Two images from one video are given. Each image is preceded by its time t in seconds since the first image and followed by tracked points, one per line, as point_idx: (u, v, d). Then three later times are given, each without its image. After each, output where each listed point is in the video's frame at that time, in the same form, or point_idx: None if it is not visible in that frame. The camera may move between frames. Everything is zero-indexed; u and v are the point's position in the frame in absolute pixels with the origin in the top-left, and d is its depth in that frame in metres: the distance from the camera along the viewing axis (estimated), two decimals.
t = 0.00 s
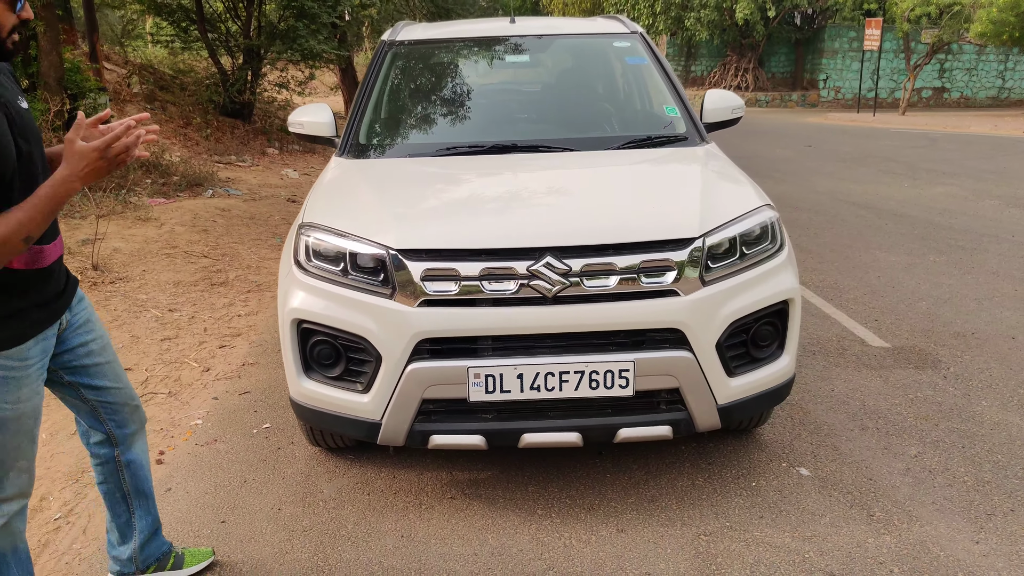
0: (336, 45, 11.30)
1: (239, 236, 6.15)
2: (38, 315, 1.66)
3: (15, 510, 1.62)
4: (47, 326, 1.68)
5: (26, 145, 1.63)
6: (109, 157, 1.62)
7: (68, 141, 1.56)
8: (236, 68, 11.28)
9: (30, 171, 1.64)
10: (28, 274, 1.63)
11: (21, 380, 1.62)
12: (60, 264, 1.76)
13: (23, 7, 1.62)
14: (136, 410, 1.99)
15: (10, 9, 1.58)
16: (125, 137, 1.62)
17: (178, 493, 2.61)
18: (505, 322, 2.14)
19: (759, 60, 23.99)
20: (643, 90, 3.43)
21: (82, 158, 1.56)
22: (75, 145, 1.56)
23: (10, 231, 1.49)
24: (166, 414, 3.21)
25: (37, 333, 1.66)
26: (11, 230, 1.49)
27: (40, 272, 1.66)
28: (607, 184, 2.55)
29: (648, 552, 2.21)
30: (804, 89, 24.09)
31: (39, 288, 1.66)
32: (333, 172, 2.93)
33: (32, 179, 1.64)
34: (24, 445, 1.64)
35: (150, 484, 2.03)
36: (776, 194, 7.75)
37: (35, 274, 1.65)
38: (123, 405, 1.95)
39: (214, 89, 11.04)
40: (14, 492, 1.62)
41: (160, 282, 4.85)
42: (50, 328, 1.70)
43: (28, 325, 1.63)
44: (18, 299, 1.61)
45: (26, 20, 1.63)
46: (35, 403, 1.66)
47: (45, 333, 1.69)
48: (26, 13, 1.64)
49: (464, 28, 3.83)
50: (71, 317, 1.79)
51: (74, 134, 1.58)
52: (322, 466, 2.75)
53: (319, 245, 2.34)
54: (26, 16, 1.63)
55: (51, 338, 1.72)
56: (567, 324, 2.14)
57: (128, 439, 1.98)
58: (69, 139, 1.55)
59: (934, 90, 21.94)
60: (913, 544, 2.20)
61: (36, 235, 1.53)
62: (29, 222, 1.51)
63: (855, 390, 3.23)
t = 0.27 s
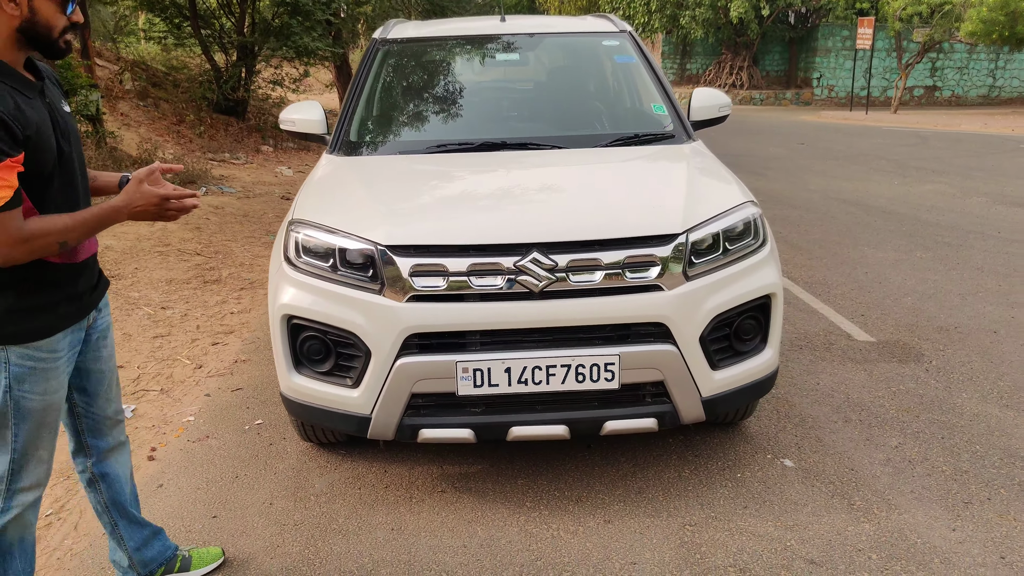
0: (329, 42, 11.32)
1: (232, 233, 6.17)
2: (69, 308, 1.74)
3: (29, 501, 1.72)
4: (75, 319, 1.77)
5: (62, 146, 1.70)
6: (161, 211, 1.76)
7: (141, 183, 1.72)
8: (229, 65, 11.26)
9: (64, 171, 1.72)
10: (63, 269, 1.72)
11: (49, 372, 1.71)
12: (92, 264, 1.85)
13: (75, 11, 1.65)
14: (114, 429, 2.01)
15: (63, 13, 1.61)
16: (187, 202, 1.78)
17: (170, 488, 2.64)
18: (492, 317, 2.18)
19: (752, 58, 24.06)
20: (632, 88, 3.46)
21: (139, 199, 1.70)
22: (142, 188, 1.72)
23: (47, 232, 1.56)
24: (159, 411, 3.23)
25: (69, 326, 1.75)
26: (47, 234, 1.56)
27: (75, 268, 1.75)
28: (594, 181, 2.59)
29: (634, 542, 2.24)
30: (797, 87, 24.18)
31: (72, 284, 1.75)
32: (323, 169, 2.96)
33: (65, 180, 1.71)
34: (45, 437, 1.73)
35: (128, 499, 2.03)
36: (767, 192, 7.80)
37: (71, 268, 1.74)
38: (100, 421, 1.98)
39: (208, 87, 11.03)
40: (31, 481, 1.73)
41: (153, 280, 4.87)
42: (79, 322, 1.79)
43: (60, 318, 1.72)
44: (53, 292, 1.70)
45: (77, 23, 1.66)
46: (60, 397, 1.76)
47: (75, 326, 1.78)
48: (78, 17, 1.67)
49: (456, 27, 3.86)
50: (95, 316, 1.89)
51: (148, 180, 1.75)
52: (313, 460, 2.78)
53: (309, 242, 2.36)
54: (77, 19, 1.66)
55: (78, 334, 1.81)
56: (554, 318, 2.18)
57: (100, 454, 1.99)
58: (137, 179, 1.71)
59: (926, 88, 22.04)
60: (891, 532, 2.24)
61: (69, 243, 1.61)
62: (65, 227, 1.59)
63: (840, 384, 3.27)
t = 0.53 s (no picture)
0: (326, 53, 11.40)
1: (229, 244, 6.18)
2: (97, 307, 1.82)
3: (70, 508, 1.83)
4: (107, 317, 1.84)
5: (100, 150, 1.81)
6: (184, 218, 1.79)
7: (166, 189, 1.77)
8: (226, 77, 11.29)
9: (104, 174, 1.83)
10: (96, 267, 1.81)
11: (80, 369, 1.79)
12: (133, 267, 1.94)
13: (111, 21, 1.75)
14: (140, 433, 2.07)
15: (98, 23, 1.71)
16: (210, 211, 1.81)
17: (168, 499, 2.64)
18: (485, 323, 2.19)
19: (747, 61, 24.14)
20: (621, 94, 3.48)
21: (162, 203, 1.74)
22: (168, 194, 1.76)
23: (59, 224, 1.64)
24: (157, 422, 3.24)
25: (95, 325, 1.82)
26: (63, 226, 1.65)
27: (107, 267, 1.84)
28: (585, 186, 2.60)
29: (630, 546, 2.25)
30: (792, 88, 24.26)
31: (104, 284, 1.84)
32: (316, 179, 2.97)
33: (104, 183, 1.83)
34: (78, 438, 1.81)
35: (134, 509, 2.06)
36: (763, 193, 7.82)
37: (101, 266, 1.82)
38: (124, 426, 2.03)
39: (205, 99, 11.08)
40: (72, 485, 1.82)
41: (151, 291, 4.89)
42: (111, 321, 1.86)
43: (88, 315, 1.80)
44: (82, 289, 1.79)
45: (112, 33, 1.76)
46: (93, 397, 1.83)
47: (106, 325, 1.85)
48: (116, 27, 1.77)
49: (448, 36, 3.88)
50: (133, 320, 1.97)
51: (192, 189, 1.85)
52: (310, 469, 2.78)
53: (302, 251, 2.37)
54: (112, 29, 1.75)
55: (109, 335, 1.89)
56: (546, 323, 2.19)
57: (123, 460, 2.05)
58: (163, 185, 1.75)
59: (920, 87, 22.11)
60: (888, 533, 2.24)
61: (84, 239, 1.68)
62: (81, 222, 1.67)
63: (836, 384, 3.28)
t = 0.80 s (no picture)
0: (334, 66, 11.54)
1: (235, 254, 6.22)
2: (111, 309, 1.82)
3: (110, 502, 1.86)
4: (120, 322, 1.84)
5: (129, 161, 1.83)
6: (187, 240, 1.76)
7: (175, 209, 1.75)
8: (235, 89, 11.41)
9: (131, 185, 1.84)
10: (111, 272, 1.81)
11: (99, 365, 1.80)
12: (153, 277, 1.94)
13: (144, 35, 1.77)
14: (150, 443, 2.07)
15: (129, 38, 1.74)
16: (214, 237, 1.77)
17: (166, 510, 2.64)
18: (482, 336, 2.18)
19: (753, 72, 24.18)
20: (621, 107, 3.49)
21: (166, 222, 1.73)
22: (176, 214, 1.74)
23: (60, 228, 1.65)
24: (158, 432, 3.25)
25: (109, 326, 1.82)
26: (64, 230, 1.65)
27: (124, 273, 1.84)
28: (583, 199, 2.60)
29: (628, 561, 2.23)
30: (798, 99, 24.26)
31: (122, 288, 1.84)
32: (318, 191, 2.98)
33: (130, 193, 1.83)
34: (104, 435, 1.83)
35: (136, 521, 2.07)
36: (768, 204, 7.80)
37: (117, 272, 1.82)
38: (134, 435, 2.04)
39: (213, 110, 11.19)
40: (106, 482, 1.85)
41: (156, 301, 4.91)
42: (125, 326, 1.85)
43: (100, 317, 1.80)
44: (96, 292, 1.79)
45: (145, 47, 1.78)
46: (116, 392, 1.84)
47: (122, 328, 1.85)
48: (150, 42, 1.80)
49: (451, 50, 3.91)
50: (151, 327, 1.97)
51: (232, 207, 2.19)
52: (309, 481, 2.78)
53: (302, 263, 2.38)
54: (145, 44, 1.78)
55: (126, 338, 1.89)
56: (543, 336, 2.18)
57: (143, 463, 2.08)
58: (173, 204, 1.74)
59: (927, 98, 22.07)
60: (890, 551, 2.22)
61: (84, 246, 1.68)
62: (82, 229, 1.67)
63: (839, 397, 3.25)
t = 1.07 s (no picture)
0: (345, 74, 11.72)
1: (244, 261, 6.27)
2: (132, 312, 1.84)
3: (142, 496, 1.90)
4: (139, 327, 1.85)
5: (149, 171, 1.84)
6: (173, 231, 1.68)
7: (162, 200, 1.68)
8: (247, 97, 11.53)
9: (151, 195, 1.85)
10: (130, 277, 1.83)
11: (121, 367, 1.83)
12: (172, 283, 1.95)
13: (151, 40, 1.76)
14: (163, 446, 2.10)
15: (135, 43, 1.75)
16: (200, 221, 1.68)
17: (169, 515, 2.66)
18: (482, 345, 2.19)
19: (766, 81, 24.12)
20: (626, 117, 3.49)
21: (150, 210, 1.66)
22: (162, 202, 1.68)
23: (46, 220, 1.62)
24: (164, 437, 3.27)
25: (130, 329, 1.84)
26: (49, 220, 1.62)
27: (143, 277, 1.85)
28: (586, 209, 2.60)
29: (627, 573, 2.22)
30: (811, 108, 24.17)
31: (141, 292, 1.86)
32: (323, 200, 3.00)
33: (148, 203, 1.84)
34: (129, 434, 1.86)
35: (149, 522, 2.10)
36: (778, 214, 7.77)
37: (137, 277, 1.84)
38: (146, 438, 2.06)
39: (226, 118, 11.30)
40: (135, 480, 1.89)
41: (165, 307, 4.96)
42: (144, 330, 1.87)
43: (121, 321, 1.82)
44: (115, 296, 1.81)
45: (151, 52, 1.77)
46: (138, 392, 1.87)
47: (143, 331, 1.87)
48: (159, 48, 1.79)
49: (458, 60, 3.93)
50: (170, 331, 1.99)
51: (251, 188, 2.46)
52: (312, 488, 2.79)
53: (305, 271, 2.40)
54: (151, 48, 1.77)
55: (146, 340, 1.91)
56: (543, 347, 2.18)
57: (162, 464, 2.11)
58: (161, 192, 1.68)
59: (942, 107, 21.92)
60: (894, 567, 2.19)
61: (67, 239, 1.64)
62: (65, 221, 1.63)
63: (844, 410, 3.23)
